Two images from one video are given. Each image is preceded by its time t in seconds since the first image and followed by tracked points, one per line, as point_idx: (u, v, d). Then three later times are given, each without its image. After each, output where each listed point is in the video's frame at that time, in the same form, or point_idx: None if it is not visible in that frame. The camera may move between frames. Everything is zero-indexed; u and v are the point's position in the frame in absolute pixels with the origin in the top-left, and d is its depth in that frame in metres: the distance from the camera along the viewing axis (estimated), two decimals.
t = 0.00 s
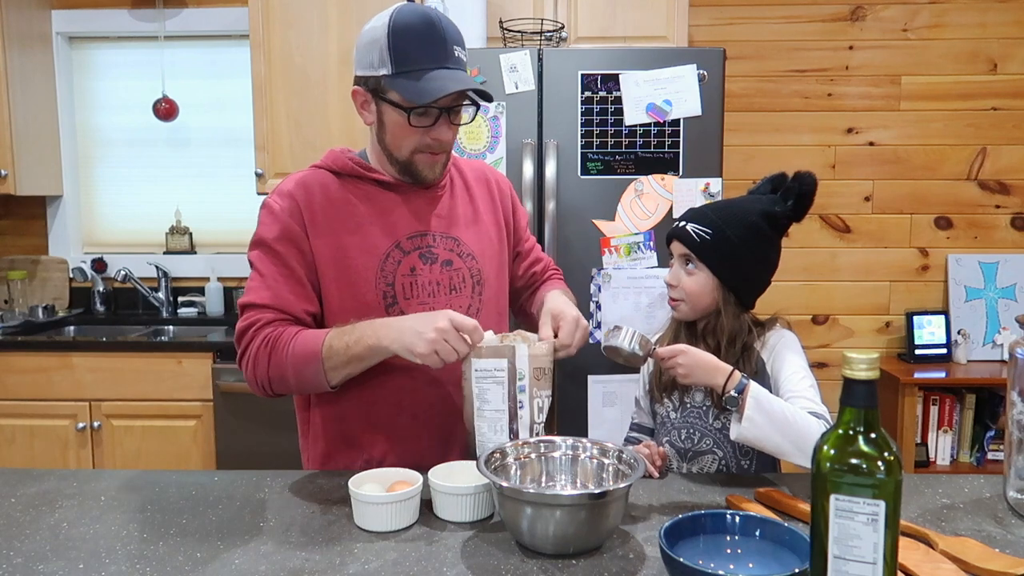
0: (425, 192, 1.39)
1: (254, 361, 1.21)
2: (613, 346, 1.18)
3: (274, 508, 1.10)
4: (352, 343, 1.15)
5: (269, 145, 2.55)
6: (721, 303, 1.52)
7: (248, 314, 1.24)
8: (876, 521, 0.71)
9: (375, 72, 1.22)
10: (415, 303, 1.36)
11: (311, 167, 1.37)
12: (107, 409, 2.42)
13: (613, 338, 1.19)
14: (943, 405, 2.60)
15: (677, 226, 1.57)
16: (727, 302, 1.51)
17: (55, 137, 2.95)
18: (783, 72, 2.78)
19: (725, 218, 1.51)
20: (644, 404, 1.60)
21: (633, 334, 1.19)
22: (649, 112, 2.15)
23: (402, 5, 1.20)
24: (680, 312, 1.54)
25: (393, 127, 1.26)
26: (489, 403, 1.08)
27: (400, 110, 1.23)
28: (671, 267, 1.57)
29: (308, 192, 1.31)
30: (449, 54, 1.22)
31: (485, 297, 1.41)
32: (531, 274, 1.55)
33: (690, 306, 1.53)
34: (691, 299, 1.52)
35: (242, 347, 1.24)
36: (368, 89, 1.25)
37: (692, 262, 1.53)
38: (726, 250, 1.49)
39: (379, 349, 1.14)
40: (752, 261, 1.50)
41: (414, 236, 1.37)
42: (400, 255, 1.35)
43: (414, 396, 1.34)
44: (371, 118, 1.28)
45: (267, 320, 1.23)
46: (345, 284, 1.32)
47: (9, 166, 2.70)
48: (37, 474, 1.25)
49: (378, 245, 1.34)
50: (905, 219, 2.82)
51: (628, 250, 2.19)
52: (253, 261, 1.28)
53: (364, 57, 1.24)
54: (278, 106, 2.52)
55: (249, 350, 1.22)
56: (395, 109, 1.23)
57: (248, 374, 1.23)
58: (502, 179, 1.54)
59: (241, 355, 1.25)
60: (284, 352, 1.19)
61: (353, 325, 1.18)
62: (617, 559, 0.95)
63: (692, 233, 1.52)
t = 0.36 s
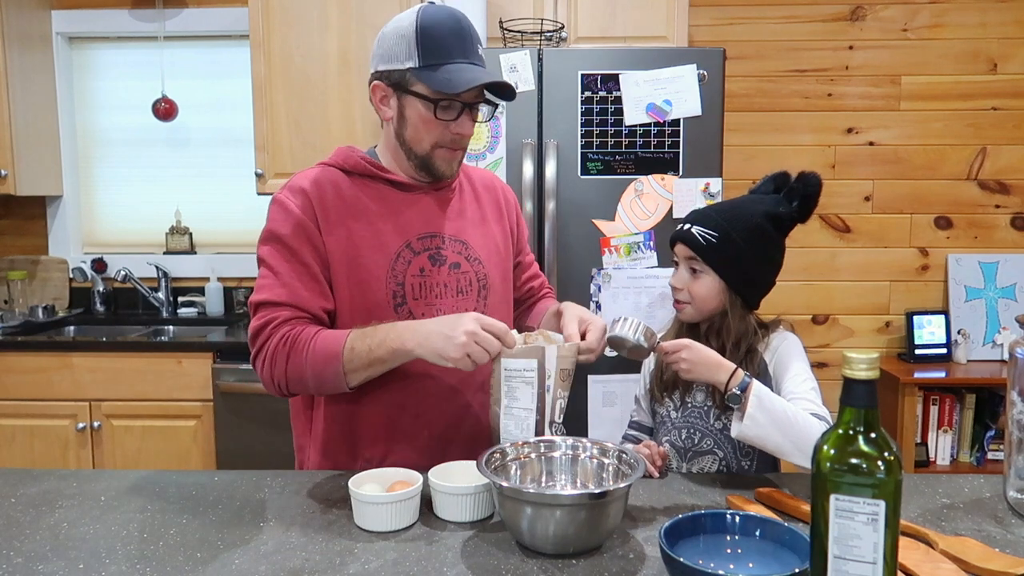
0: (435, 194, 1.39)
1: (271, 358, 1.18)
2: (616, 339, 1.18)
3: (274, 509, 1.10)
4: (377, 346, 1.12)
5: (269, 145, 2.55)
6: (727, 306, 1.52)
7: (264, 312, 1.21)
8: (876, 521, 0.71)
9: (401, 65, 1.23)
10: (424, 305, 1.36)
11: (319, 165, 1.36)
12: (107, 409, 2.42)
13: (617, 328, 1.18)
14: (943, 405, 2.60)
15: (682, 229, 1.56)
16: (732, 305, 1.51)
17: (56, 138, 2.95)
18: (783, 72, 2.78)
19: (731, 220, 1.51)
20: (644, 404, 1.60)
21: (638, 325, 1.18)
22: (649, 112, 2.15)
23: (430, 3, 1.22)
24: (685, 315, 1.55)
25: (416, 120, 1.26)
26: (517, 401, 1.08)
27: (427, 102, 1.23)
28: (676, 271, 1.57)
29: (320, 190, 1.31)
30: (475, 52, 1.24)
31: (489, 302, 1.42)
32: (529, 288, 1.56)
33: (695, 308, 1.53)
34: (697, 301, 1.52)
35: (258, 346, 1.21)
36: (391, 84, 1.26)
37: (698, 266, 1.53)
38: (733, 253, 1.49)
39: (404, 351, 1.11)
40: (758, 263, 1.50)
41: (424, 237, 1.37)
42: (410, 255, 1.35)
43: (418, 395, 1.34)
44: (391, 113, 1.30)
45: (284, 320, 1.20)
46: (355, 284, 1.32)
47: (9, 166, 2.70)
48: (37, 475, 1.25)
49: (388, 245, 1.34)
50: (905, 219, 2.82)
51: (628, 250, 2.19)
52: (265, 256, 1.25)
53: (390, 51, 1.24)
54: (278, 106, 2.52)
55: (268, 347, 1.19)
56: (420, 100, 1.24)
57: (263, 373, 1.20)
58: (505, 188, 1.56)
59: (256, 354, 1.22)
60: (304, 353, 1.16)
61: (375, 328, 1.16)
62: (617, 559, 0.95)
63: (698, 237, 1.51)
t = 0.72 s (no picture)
0: (433, 193, 1.40)
1: (282, 359, 1.17)
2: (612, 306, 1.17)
3: (274, 509, 1.10)
4: (389, 342, 1.11)
5: (269, 145, 2.55)
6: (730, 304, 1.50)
7: (272, 314, 1.20)
8: (876, 521, 0.71)
9: (409, 63, 1.23)
10: (424, 304, 1.36)
11: (315, 168, 1.35)
12: (107, 409, 2.42)
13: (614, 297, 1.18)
14: (943, 405, 2.60)
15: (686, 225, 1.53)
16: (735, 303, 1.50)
17: (56, 138, 2.95)
18: (783, 72, 2.78)
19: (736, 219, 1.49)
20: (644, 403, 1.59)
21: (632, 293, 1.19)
22: (649, 112, 2.15)
23: (438, 4, 1.24)
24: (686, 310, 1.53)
25: (422, 118, 1.26)
26: (533, 397, 1.09)
27: (435, 100, 1.23)
28: (678, 266, 1.55)
29: (319, 191, 1.30)
30: (481, 54, 1.26)
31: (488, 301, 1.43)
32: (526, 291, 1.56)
33: (698, 305, 1.51)
34: (699, 298, 1.50)
35: (268, 347, 1.20)
36: (397, 81, 1.26)
37: (701, 262, 1.51)
38: (739, 252, 1.47)
39: (418, 348, 1.11)
40: (762, 262, 1.49)
41: (424, 236, 1.37)
42: (410, 254, 1.35)
43: (417, 394, 1.34)
44: (395, 110, 1.29)
45: (294, 319, 1.19)
46: (355, 284, 1.32)
47: (9, 166, 2.70)
48: (37, 475, 1.25)
49: (388, 245, 1.34)
50: (905, 219, 2.82)
51: (628, 250, 2.19)
52: (268, 258, 1.24)
53: (397, 49, 1.25)
54: (278, 105, 2.52)
55: (278, 347, 1.17)
56: (428, 98, 1.24)
57: (274, 374, 1.18)
58: (501, 189, 1.57)
59: (266, 356, 1.20)
60: (315, 350, 1.14)
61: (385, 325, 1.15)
62: (617, 559, 0.95)
63: (703, 233, 1.48)
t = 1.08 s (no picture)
0: (431, 193, 1.40)
1: (288, 359, 1.17)
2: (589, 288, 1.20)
3: (274, 509, 1.10)
4: (396, 343, 1.11)
5: (269, 145, 2.55)
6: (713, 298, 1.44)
7: (277, 315, 1.20)
8: (876, 521, 0.71)
9: (404, 62, 1.23)
10: (422, 304, 1.36)
11: (313, 169, 1.35)
12: (107, 409, 2.42)
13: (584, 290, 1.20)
14: (943, 405, 2.60)
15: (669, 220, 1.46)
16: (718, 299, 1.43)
17: (56, 138, 2.95)
18: (783, 72, 2.78)
19: (720, 214, 1.43)
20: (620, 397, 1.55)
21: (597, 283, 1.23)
22: (649, 112, 2.15)
23: (431, 3, 1.24)
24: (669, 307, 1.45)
25: (418, 117, 1.26)
26: (539, 398, 1.08)
27: (431, 98, 1.23)
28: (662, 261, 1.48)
29: (318, 192, 1.30)
30: (476, 52, 1.26)
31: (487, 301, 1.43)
32: (526, 291, 1.55)
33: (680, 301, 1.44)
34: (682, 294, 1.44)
35: (274, 348, 1.20)
36: (392, 81, 1.26)
37: (684, 256, 1.44)
38: (725, 248, 1.42)
39: (426, 348, 1.11)
40: (745, 260, 1.45)
41: (422, 236, 1.37)
42: (409, 254, 1.35)
43: (417, 396, 1.34)
44: (391, 110, 1.29)
45: (300, 318, 1.19)
46: (354, 284, 1.32)
47: (9, 166, 2.70)
48: (37, 474, 1.25)
49: (386, 244, 1.34)
50: (905, 219, 2.82)
51: (629, 250, 2.18)
52: (269, 259, 1.24)
53: (392, 48, 1.25)
54: (278, 105, 2.52)
55: (284, 348, 1.17)
56: (424, 96, 1.24)
57: (281, 374, 1.18)
58: (501, 190, 1.57)
59: (271, 357, 1.20)
60: (321, 350, 1.14)
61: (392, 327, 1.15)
62: (618, 559, 0.95)
63: (688, 227, 1.42)
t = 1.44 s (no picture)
0: (431, 193, 1.40)
1: (288, 360, 1.17)
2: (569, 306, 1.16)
3: (274, 509, 1.10)
4: (395, 342, 1.11)
5: (269, 145, 2.55)
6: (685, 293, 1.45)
7: (278, 315, 1.20)
8: (876, 521, 0.71)
9: (403, 64, 1.23)
10: (422, 304, 1.36)
11: (312, 169, 1.35)
12: (107, 409, 2.42)
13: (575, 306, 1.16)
14: (943, 405, 2.60)
15: (636, 218, 1.45)
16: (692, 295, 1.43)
17: (56, 138, 2.95)
18: (783, 72, 2.78)
19: (687, 208, 1.42)
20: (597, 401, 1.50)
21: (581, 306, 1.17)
22: (649, 112, 2.15)
23: (432, 4, 1.24)
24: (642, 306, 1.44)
25: (417, 119, 1.26)
26: (539, 397, 1.08)
27: (430, 101, 1.24)
28: (632, 259, 1.47)
29: (317, 192, 1.30)
30: (476, 54, 1.26)
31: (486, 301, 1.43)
32: (526, 292, 1.56)
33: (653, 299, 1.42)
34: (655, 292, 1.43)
35: (274, 349, 1.20)
36: (392, 82, 1.26)
37: (656, 254, 1.43)
38: (694, 243, 1.41)
39: (427, 347, 1.11)
40: (716, 252, 1.44)
41: (422, 236, 1.37)
42: (408, 254, 1.36)
43: (417, 397, 1.34)
44: (390, 111, 1.29)
45: (301, 319, 1.19)
46: (354, 285, 1.32)
47: (9, 166, 2.70)
48: (37, 474, 1.25)
49: (386, 244, 1.34)
50: (905, 219, 2.82)
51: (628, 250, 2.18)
52: (269, 260, 1.24)
53: (391, 49, 1.25)
54: (278, 106, 2.52)
55: (284, 348, 1.18)
56: (423, 99, 1.24)
57: (281, 375, 1.18)
58: (500, 191, 1.57)
59: (272, 358, 1.20)
60: (321, 351, 1.14)
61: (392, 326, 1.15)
62: (618, 559, 0.95)
63: (656, 225, 1.41)
